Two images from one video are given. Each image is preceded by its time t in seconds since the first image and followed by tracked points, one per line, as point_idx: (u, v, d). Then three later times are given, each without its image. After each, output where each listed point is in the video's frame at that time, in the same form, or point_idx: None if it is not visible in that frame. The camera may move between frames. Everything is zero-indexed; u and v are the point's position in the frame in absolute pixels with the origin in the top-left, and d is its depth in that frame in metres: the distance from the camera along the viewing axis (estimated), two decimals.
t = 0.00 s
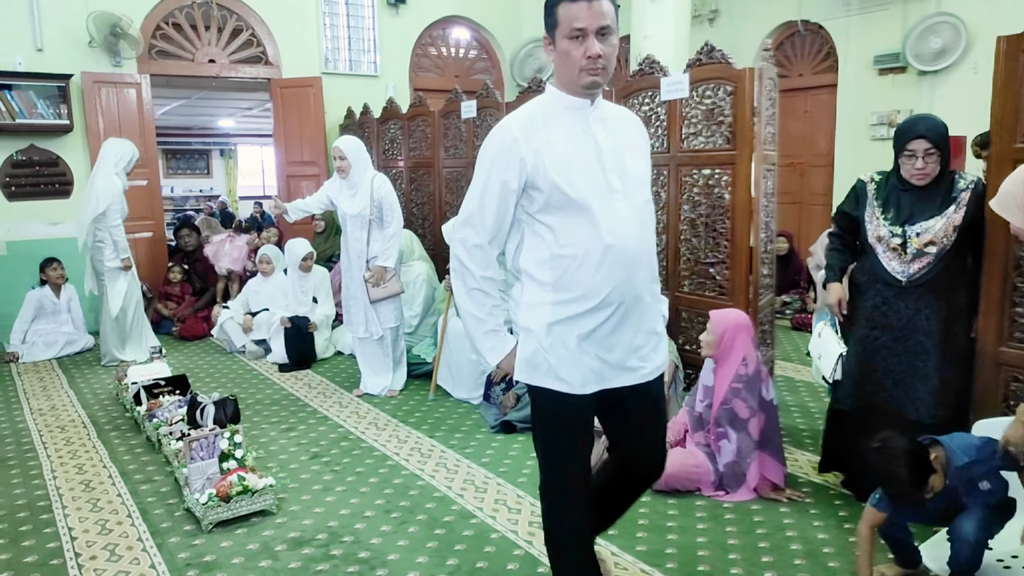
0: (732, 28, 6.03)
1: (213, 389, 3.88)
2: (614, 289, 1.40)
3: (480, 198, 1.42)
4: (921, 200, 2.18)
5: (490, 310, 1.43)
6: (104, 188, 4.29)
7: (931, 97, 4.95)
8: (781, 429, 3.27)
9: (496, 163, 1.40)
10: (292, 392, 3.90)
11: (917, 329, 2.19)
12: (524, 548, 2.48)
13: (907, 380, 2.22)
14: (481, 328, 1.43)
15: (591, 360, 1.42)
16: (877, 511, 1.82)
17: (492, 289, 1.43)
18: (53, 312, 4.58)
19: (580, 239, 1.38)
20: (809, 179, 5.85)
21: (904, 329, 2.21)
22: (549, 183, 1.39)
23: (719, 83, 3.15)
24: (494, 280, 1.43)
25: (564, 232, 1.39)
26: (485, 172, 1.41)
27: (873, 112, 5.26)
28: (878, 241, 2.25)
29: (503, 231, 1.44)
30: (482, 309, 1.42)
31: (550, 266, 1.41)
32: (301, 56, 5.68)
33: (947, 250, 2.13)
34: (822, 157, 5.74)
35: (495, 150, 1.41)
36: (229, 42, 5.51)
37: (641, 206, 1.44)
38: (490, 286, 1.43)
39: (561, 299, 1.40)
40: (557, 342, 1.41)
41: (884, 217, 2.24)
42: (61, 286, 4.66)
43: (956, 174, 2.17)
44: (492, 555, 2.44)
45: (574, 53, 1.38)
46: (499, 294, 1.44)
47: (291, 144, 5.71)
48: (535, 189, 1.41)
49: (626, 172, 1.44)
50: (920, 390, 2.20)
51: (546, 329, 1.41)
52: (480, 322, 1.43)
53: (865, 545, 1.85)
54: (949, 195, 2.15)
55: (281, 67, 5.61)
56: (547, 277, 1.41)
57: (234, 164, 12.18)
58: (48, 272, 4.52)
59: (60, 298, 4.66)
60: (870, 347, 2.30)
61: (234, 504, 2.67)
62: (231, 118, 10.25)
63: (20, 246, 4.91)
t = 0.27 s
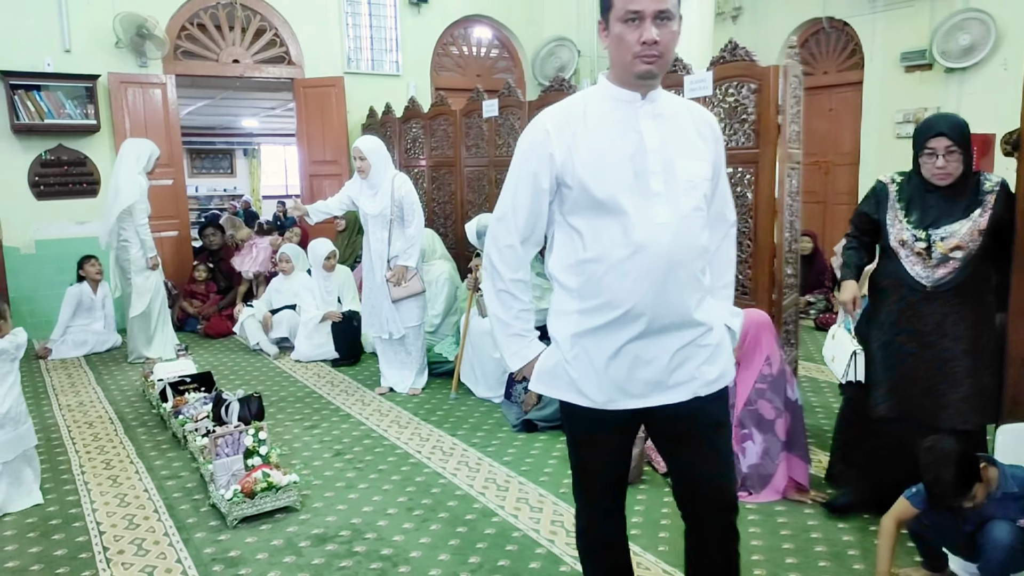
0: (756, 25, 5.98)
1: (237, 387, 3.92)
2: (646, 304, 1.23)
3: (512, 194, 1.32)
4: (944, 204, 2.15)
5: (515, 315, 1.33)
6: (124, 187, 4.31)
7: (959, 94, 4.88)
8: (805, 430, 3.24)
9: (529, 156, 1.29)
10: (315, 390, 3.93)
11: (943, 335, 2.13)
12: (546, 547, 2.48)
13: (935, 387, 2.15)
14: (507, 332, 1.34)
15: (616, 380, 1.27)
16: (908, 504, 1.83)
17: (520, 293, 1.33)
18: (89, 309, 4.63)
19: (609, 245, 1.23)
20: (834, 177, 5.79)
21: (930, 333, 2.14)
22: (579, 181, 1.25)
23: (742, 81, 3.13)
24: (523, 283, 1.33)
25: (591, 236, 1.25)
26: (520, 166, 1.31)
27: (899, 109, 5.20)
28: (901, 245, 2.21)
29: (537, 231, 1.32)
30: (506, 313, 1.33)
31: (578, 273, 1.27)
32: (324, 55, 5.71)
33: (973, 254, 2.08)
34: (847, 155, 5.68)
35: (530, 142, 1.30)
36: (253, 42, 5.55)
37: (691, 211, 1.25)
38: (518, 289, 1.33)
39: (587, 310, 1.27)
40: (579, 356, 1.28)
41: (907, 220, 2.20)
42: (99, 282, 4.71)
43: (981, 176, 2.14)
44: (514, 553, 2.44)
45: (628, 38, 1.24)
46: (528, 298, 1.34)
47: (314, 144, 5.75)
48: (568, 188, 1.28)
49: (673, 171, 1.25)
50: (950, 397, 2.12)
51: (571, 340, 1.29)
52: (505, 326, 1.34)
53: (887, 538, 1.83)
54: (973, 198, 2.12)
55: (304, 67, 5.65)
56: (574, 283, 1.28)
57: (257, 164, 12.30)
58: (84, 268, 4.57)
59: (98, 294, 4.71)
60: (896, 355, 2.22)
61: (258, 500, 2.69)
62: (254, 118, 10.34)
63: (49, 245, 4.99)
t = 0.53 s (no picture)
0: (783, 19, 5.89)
1: (262, 383, 3.93)
2: (712, 335, 1.09)
3: (574, 195, 1.18)
4: (944, 200, 2.12)
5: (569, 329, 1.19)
6: (155, 183, 4.35)
7: (992, 89, 4.78)
8: (834, 431, 3.19)
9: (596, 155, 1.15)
10: (338, 387, 3.94)
11: (961, 337, 2.09)
12: (570, 547, 2.45)
13: (959, 391, 2.12)
14: (558, 346, 1.21)
15: (672, 411, 1.14)
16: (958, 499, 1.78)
17: (577, 306, 1.19)
18: (123, 304, 4.67)
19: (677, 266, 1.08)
20: (862, 174, 5.70)
21: (947, 336, 2.11)
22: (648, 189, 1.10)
23: (770, 76, 3.07)
24: (581, 296, 1.19)
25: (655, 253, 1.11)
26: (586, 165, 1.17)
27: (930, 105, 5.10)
28: (904, 247, 2.16)
29: (600, 238, 1.18)
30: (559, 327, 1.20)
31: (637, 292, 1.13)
32: (349, 52, 5.72)
33: (978, 251, 2.05)
34: (876, 151, 5.59)
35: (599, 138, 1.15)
36: (278, 39, 5.56)
37: (774, 231, 1.09)
38: (575, 301, 1.19)
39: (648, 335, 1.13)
40: (634, 383, 1.15)
41: (908, 220, 2.15)
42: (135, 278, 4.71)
43: (979, 171, 2.11)
44: (538, 553, 2.42)
45: (729, 30, 1.08)
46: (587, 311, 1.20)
47: (337, 140, 5.76)
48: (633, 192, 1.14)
49: (753, 184, 1.10)
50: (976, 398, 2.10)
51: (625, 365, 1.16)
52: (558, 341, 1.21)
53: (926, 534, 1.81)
54: (974, 192, 2.09)
55: (328, 64, 5.65)
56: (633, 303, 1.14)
57: (281, 160, 12.38)
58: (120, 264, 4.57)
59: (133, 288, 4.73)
60: (912, 359, 2.18)
61: (282, 496, 2.70)
62: (279, 115, 10.40)
63: (76, 241, 5.05)
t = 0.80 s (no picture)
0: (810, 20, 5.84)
1: (285, 380, 3.97)
2: (825, 352, 0.94)
3: (662, 184, 1.03)
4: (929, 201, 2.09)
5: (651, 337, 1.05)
6: (194, 183, 4.38)
7: None
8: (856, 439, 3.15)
9: (690, 138, 1.00)
10: (360, 385, 3.96)
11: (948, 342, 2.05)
12: (591, 549, 2.45)
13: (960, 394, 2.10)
14: (638, 355, 1.06)
15: (770, 438, 0.99)
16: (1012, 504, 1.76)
17: (661, 310, 1.04)
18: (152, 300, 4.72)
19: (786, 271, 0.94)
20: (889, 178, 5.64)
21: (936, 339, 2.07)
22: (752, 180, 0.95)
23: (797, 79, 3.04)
24: (667, 300, 1.04)
25: (757, 254, 0.96)
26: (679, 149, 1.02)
27: (960, 107, 5.03)
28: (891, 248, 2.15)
29: (690, 233, 1.03)
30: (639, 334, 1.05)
31: (734, 299, 0.99)
32: (374, 53, 5.75)
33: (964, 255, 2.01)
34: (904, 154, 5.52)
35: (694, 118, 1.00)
36: (304, 40, 5.61)
37: (901, 234, 0.94)
38: (659, 305, 1.04)
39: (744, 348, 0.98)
40: (727, 403, 1.01)
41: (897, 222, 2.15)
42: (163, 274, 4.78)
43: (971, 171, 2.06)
44: (558, 554, 2.42)
45: None
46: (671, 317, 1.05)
47: (362, 140, 5.80)
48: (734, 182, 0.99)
49: (876, 177, 0.95)
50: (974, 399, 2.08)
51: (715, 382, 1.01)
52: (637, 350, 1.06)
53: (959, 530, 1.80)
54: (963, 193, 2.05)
55: (353, 65, 5.68)
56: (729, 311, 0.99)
57: (306, 160, 12.47)
58: (151, 262, 4.63)
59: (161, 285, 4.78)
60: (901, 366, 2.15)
61: (305, 493, 2.72)
62: (304, 115, 10.48)
63: (105, 239, 5.13)
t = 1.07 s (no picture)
0: (832, 20, 5.83)
1: (311, 376, 4.05)
2: (929, 386, 0.82)
3: (727, 187, 0.89)
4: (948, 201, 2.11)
5: (720, 362, 0.89)
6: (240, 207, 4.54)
7: None
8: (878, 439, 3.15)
9: (762, 136, 0.86)
10: (384, 381, 4.03)
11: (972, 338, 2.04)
12: (610, 545, 2.48)
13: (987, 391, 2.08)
14: (704, 384, 0.90)
15: (865, 483, 0.85)
16: None
17: (731, 333, 0.89)
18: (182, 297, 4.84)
19: (887, 283, 0.80)
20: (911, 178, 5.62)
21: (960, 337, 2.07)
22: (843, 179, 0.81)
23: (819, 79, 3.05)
24: (737, 320, 0.89)
25: (853, 273, 0.82)
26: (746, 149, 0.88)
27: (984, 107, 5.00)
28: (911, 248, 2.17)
29: (761, 244, 0.88)
30: (705, 360, 0.90)
31: (824, 325, 0.84)
32: (397, 55, 5.82)
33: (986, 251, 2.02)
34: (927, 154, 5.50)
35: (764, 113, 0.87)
36: (329, 43, 5.70)
37: (1013, 250, 0.81)
38: (730, 326, 0.89)
39: (833, 373, 0.84)
40: (813, 445, 0.86)
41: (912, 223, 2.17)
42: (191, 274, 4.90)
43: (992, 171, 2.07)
44: (579, 550, 2.46)
45: None
46: (740, 339, 0.89)
47: (385, 141, 5.87)
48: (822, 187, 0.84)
49: (986, 185, 0.82)
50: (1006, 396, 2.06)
51: (797, 413, 0.86)
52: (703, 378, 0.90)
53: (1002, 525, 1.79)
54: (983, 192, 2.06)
55: (377, 67, 5.76)
56: (814, 331, 0.85)
57: (331, 161, 12.59)
58: (181, 261, 4.73)
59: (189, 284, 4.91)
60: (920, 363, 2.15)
61: (331, 486, 2.78)
62: (329, 116, 10.61)
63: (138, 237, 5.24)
